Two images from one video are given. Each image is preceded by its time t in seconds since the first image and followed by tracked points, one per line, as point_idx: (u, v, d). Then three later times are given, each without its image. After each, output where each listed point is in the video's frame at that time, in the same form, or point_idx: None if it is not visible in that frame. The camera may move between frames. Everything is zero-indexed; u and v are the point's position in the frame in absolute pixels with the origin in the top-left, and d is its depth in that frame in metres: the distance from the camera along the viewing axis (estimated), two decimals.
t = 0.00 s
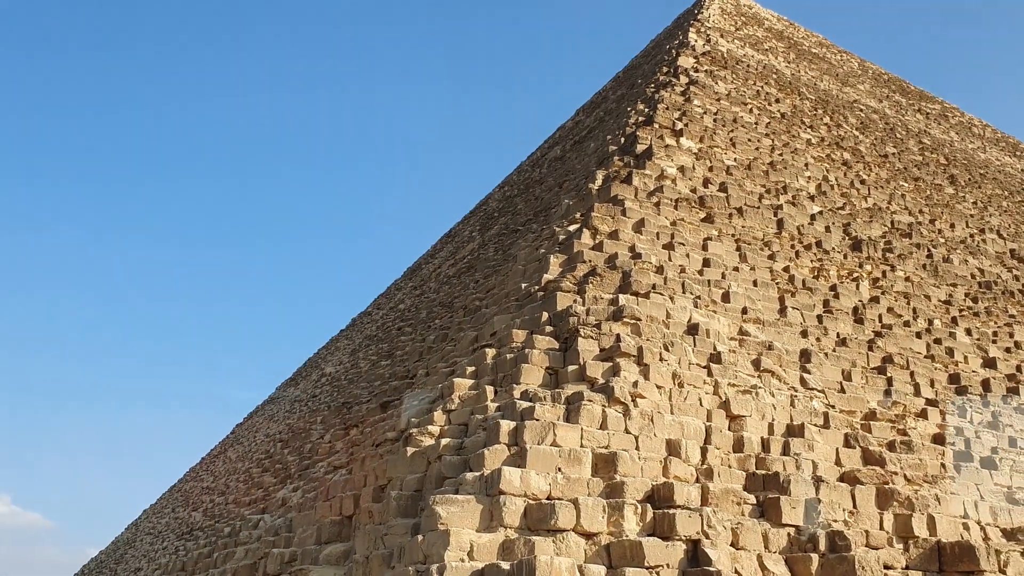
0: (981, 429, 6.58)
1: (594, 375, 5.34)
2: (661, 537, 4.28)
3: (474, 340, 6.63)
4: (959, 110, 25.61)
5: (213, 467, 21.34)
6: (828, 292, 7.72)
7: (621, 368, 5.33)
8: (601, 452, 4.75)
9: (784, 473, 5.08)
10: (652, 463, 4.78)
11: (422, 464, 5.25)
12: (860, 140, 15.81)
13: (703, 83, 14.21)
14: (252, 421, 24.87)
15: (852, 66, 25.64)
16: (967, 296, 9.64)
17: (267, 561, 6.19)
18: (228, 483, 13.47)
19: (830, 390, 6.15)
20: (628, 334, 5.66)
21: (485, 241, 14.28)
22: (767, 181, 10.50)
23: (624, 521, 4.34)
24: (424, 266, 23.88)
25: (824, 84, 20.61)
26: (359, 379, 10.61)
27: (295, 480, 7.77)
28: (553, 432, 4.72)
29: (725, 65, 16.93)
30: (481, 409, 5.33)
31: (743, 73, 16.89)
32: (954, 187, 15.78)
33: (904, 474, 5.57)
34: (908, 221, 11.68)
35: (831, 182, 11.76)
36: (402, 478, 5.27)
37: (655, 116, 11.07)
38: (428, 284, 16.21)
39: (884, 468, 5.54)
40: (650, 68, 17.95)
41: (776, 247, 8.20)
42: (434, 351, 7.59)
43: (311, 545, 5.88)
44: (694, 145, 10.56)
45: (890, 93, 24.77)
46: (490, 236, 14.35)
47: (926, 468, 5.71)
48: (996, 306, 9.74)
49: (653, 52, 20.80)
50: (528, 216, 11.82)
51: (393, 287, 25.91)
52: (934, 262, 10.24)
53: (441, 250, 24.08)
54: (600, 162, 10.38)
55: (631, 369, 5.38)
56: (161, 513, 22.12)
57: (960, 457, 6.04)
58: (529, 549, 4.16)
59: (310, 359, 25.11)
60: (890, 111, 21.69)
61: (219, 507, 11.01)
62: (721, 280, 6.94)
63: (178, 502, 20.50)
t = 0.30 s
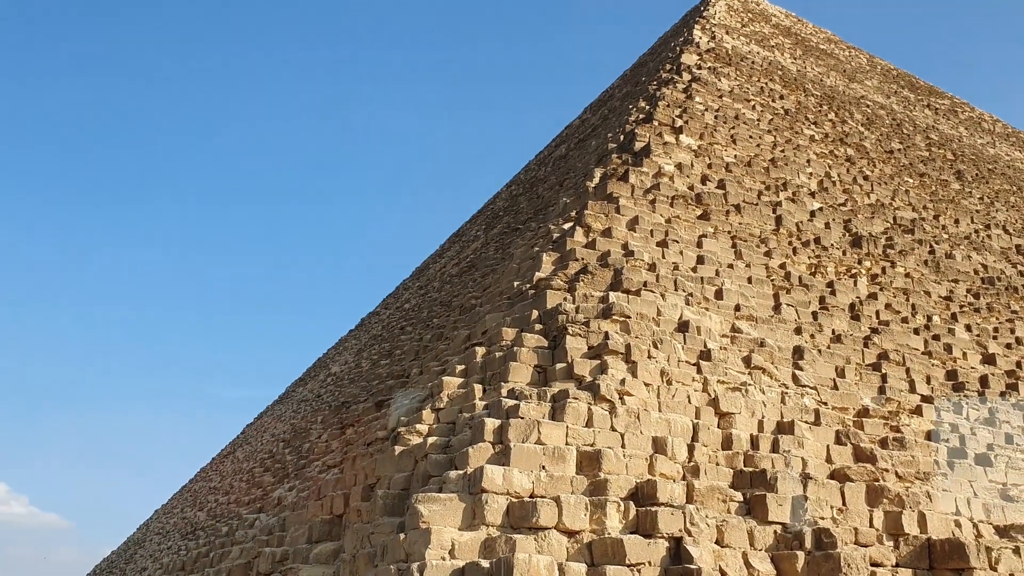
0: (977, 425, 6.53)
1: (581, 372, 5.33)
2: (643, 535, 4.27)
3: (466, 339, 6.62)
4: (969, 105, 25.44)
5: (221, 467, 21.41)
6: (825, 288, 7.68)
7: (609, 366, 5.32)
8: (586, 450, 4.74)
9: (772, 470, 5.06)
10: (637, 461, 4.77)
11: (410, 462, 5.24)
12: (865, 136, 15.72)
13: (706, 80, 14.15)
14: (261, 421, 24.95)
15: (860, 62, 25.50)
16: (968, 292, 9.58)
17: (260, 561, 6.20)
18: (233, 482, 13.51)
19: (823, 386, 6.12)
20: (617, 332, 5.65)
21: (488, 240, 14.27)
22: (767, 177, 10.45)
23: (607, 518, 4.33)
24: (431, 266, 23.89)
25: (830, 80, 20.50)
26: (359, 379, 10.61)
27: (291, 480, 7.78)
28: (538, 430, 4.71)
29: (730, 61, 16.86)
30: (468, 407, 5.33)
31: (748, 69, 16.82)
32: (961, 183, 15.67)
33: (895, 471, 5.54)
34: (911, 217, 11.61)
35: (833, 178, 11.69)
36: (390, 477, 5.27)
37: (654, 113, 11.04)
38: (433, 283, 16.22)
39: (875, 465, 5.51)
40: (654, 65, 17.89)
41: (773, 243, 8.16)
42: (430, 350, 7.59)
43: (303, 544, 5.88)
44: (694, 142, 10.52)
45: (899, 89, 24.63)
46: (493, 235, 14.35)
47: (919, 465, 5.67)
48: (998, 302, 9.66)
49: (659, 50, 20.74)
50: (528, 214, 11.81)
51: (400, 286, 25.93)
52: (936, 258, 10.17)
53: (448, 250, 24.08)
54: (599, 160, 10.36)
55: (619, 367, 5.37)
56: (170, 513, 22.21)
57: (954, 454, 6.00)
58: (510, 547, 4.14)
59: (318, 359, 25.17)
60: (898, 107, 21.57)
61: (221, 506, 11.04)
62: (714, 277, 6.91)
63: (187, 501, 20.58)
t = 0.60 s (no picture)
0: (978, 423, 6.47)
1: (574, 371, 5.31)
2: (630, 534, 4.25)
3: (462, 338, 6.62)
4: (984, 100, 25.21)
5: (235, 468, 21.51)
6: (827, 285, 7.62)
7: (601, 364, 5.31)
8: (575, 449, 4.73)
9: (764, 468, 5.03)
10: (627, 459, 4.75)
11: (402, 462, 5.24)
12: (875, 133, 15.60)
13: (713, 77, 14.09)
14: (274, 422, 25.05)
15: (873, 58, 25.33)
16: (975, 289, 9.49)
17: (257, 560, 6.21)
18: (242, 483, 13.55)
19: (821, 384, 6.07)
20: (610, 331, 5.63)
21: (496, 240, 14.26)
22: (772, 175, 10.39)
23: (594, 517, 4.31)
24: (443, 266, 23.91)
25: (842, 77, 20.37)
26: (365, 379, 10.63)
27: (292, 480, 7.80)
28: (527, 429, 4.70)
29: (739, 59, 16.78)
30: (461, 406, 5.32)
31: (757, 66, 16.73)
32: (973, 179, 15.53)
33: (892, 469, 5.49)
34: (919, 213, 11.51)
35: (840, 175, 11.62)
36: (382, 476, 5.27)
37: (659, 111, 11.00)
38: (442, 284, 16.23)
39: (871, 463, 5.46)
40: (663, 63, 17.82)
41: (775, 241, 8.11)
42: (430, 349, 7.59)
43: (299, 544, 5.89)
44: (698, 140, 10.48)
45: (912, 85, 24.44)
46: (501, 234, 14.34)
47: (916, 463, 5.62)
48: (1005, 299, 9.57)
49: (669, 48, 20.66)
50: (534, 214, 11.79)
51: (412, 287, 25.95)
52: (943, 254, 10.08)
53: (460, 250, 24.09)
54: (603, 159, 10.33)
55: (612, 365, 5.35)
56: (184, 513, 22.32)
57: (954, 452, 5.94)
58: (496, 546, 4.13)
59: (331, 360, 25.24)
60: (911, 103, 21.40)
61: (229, 506, 11.08)
62: (712, 275, 6.88)
63: (200, 502, 20.68)
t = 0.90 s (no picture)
0: (974, 422, 6.42)
1: (561, 371, 5.30)
2: (612, 534, 4.23)
3: (454, 339, 6.62)
4: (993, 97, 25.04)
5: (242, 470, 21.56)
6: (823, 283, 7.57)
7: (589, 364, 5.29)
8: (560, 449, 4.71)
9: (752, 467, 5.00)
10: (612, 459, 4.73)
11: (389, 462, 5.23)
12: (880, 130, 15.52)
13: (716, 76, 14.04)
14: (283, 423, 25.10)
15: (881, 56, 25.20)
16: (977, 287, 9.42)
17: (250, 561, 6.22)
18: (246, 484, 13.58)
19: (814, 383, 6.04)
20: (599, 330, 5.61)
21: (499, 240, 14.25)
22: (772, 173, 10.34)
23: (577, 517, 4.29)
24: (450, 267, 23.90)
25: (849, 75, 20.27)
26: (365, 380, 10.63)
27: (289, 481, 7.80)
28: (511, 429, 4.68)
29: (743, 57, 16.72)
30: (448, 407, 5.31)
31: (761, 65, 16.66)
32: (979, 176, 15.43)
33: (883, 468, 5.45)
34: (922, 211, 11.45)
35: (842, 173, 11.56)
36: (370, 477, 5.26)
37: (658, 110, 10.97)
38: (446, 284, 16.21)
39: (862, 462, 5.43)
40: (667, 62, 17.77)
41: (772, 239, 8.07)
42: (425, 350, 7.58)
43: (291, 545, 5.89)
44: (697, 139, 10.45)
45: (920, 82, 24.31)
46: (504, 235, 14.33)
47: (908, 462, 5.58)
48: (1008, 296, 9.50)
49: (674, 47, 20.60)
50: (535, 214, 11.77)
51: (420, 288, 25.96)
52: (945, 252, 10.01)
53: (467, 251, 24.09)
54: (602, 159, 10.31)
55: (599, 365, 5.33)
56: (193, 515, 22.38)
57: (948, 450, 5.89)
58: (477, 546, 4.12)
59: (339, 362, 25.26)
60: (918, 101, 21.28)
61: (232, 507, 11.10)
62: (706, 274, 6.86)
63: (208, 504, 20.73)
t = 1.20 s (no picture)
0: (959, 422, 6.39)
1: (540, 371, 5.29)
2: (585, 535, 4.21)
3: (438, 340, 6.61)
4: (992, 97, 24.97)
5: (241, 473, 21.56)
6: (810, 283, 7.55)
7: (568, 364, 5.28)
8: (536, 449, 4.69)
9: (730, 468, 4.98)
10: (588, 460, 4.72)
11: (367, 464, 5.21)
12: (876, 130, 15.48)
13: (710, 76, 14.02)
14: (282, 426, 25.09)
15: (880, 56, 25.14)
16: (968, 287, 9.39)
17: (233, 564, 6.21)
18: (241, 487, 13.56)
19: (796, 383, 6.02)
20: (579, 330, 5.60)
21: (494, 242, 14.23)
22: (763, 174, 10.32)
23: (550, 518, 4.28)
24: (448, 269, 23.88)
25: (847, 76, 20.23)
26: (356, 382, 10.62)
27: (276, 484, 7.79)
28: (486, 429, 4.67)
29: (738, 58, 16.69)
30: (427, 408, 5.30)
31: (757, 65, 16.63)
32: (975, 176, 15.38)
33: (864, 468, 5.43)
34: (915, 211, 11.41)
35: (834, 173, 11.53)
36: (348, 479, 5.24)
37: (649, 111, 10.96)
38: (442, 287, 16.18)
39: (843, 463, 5.41)
40: (663, 64, 17.75)
41: (759, 239, 8.05)
42: (411, 351, 7.56)
43: (272, 548, 5.88)
44: (688, 139, 10.43)
45: (919, 82, 24.25)
46: (498, 237, 14.30)
47: (890, 463, 5.56)
48: (999, 296, 9.47)
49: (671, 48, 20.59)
50: (527, 215, 11.75)
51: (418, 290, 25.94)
52: (937, 252, 9.98)
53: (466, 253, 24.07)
54: (592, 160, 10.29)
55: (579, 365, 5.32)
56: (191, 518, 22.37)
57: (931, 450, 5.87)
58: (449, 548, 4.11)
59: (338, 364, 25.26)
60: (916, 101, 21.22)
61: (224, 509, 11.09)
62: (690, 274, 6.84)
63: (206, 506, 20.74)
